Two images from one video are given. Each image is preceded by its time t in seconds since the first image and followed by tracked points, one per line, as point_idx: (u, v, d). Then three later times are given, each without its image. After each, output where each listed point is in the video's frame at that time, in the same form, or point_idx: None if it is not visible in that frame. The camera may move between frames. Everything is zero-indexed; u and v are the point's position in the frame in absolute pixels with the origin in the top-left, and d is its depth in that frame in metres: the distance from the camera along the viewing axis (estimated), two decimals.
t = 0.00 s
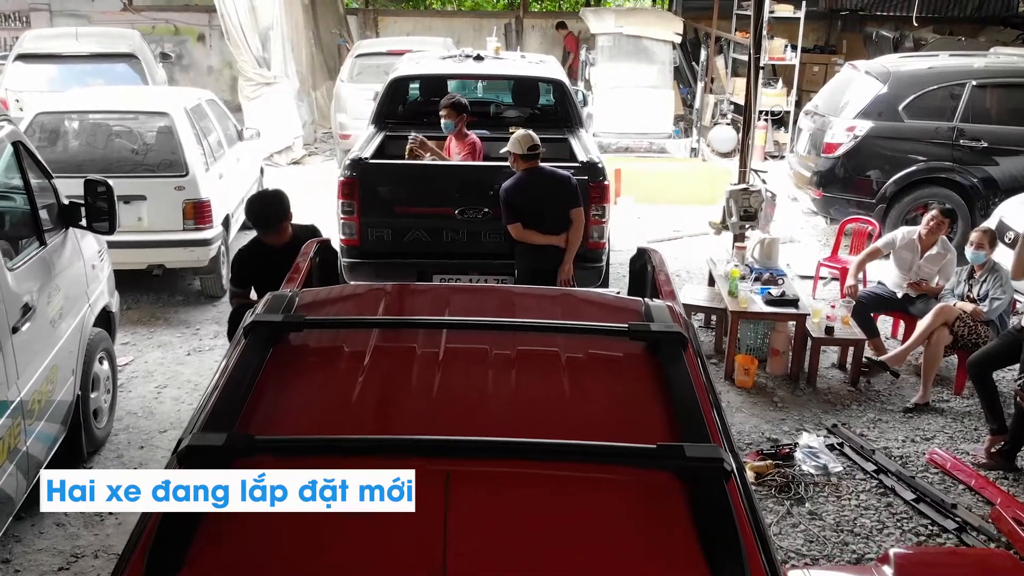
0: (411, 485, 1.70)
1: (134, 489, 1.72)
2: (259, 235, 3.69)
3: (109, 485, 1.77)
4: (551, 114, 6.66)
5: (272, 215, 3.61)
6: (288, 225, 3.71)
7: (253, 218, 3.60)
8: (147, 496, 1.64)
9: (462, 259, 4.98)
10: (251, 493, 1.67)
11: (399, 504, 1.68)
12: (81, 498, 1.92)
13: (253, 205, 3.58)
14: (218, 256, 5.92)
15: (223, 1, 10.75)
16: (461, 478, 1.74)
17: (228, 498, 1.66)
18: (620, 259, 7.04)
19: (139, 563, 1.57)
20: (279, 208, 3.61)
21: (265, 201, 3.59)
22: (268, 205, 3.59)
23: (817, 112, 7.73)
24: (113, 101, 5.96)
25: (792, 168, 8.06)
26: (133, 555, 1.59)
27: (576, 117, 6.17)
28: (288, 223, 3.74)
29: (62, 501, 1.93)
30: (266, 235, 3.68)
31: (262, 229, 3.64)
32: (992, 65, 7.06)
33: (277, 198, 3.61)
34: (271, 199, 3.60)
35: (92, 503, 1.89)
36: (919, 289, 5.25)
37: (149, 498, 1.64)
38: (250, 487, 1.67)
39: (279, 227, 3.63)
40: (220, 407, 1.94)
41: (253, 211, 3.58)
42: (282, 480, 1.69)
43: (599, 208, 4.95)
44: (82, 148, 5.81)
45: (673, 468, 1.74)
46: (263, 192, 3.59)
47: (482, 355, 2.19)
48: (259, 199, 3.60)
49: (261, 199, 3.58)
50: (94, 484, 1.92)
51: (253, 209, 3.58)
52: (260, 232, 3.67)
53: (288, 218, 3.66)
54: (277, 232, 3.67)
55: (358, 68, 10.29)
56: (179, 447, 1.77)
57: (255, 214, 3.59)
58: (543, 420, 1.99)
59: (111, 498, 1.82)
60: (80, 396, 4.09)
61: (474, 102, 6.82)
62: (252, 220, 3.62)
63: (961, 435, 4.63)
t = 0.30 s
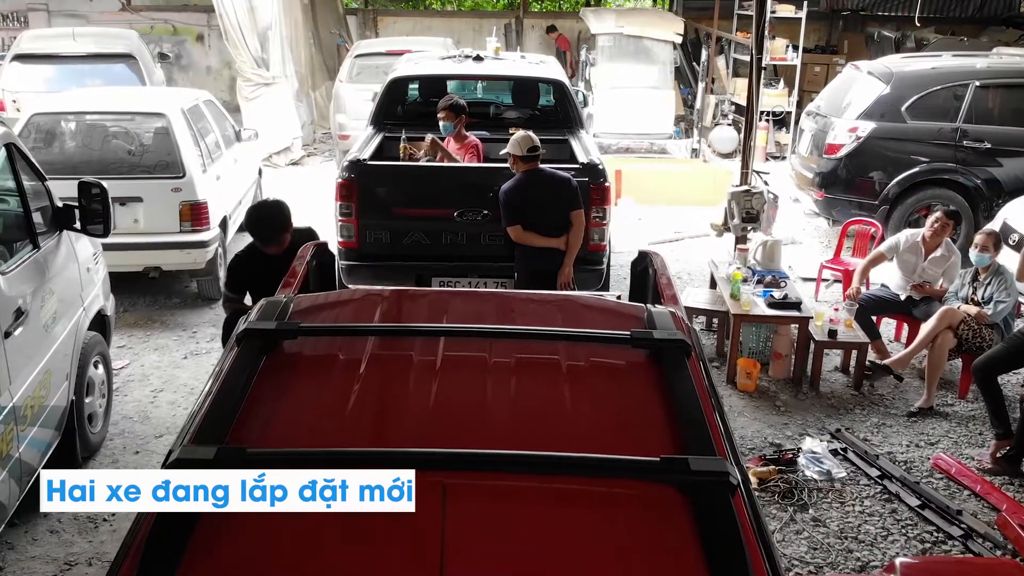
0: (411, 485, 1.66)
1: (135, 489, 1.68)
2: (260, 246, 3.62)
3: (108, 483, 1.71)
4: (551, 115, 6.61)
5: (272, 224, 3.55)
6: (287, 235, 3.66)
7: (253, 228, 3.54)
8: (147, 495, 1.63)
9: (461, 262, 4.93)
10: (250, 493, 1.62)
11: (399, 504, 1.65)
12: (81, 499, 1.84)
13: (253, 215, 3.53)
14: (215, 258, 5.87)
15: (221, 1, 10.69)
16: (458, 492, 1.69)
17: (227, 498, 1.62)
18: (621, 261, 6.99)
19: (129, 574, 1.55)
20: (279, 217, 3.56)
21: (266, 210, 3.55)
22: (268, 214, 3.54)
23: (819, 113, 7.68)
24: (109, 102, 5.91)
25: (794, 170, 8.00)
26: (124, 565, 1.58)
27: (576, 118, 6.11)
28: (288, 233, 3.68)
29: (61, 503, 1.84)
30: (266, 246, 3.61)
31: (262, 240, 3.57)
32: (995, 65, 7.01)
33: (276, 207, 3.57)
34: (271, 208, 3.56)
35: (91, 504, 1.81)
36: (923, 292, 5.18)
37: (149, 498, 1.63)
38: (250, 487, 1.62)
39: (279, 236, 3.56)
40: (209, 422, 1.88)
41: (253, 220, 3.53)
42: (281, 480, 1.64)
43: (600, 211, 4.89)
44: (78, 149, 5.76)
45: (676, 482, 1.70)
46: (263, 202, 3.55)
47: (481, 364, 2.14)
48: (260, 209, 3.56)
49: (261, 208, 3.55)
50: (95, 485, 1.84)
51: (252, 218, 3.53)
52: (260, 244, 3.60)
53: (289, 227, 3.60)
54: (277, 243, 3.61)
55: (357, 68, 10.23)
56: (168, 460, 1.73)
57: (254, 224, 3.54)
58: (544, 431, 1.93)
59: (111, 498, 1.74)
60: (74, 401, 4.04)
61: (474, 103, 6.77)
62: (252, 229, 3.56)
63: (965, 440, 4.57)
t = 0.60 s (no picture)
0: (411, 485, 1.63)
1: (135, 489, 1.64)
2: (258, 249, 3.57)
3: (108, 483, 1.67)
4: (551, 116, 6.55)
5: (269, 226, 3.50)
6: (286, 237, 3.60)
7: (251, 228, 3.49)
8: (148, 495, 1.61)
9: (460, 264, 4.87)
10: (250, 492, 1.61)
11: (399, 504, 1.62)
12: (82, 499, 1.82)
13: (252, 214, 3.49)
14: (212, 260, 5.81)
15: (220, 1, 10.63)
16: (454, 510, 1.64)
17: (227, 498, 1.61)
18: (621, 262, 6.93)
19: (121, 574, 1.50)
20: (276, 219, 3.50)
21: (264, 212, 3.49)
22: (265, 215, 3.49)
23: (821, 114, 7.63)
24: (106, 102, 5.86)
25: (795, 170, 7.95)
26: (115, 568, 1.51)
27: (576, 119, 6.06)
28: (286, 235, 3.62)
29: (62, 502, 1.83)
30: (265, 248, 3.56)
31: (259, 241, 3.52)
32: (998, 66, 6.95)
33: (275, 208, 3.51)
34: (269, 209, 3.49)
35: (91, 504, 1.78)
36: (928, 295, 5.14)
37: (149, 498, 1.60)
38: (250, 487, 1.61)
39: (276, 238, 3.50)
40: (196, 436, 1.83)
41: (251, 219, 3.49)
42: (281, 479, 1.62)
43: (601, 213, 4.84)
44: (74, 151, 5.70)
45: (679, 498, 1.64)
46: (262, 203, 3.49)
47: (479, 374, 2.08)
48: (258, 209, 3.50)
49: (259, 209, 3.49)
50: (95, 485, 1.81)
51: (250, 218, 3.49)
52: (258, 245, 3.55)
53: (287, 229, 3.54)
54: (275, 245, 3.56)
55: (356, 68, 10.18)
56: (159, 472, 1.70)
57: (253, 225, 3.49)
58: (544, 443, 1.88)
59: (110, 498, 1.70)
60: (68, 406, 3.99)
61: (473, 103, 6.71)
62: (249, 231, 3.51)
63: (970, 445, 4.52)
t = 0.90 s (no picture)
0: (411, 485, 1.62)
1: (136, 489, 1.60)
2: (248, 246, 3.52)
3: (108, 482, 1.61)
4: (551, 117, 6.49)
5: (262, 224, 3.46)
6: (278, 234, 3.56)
7: (242, 225, 3.44)
8: (147, 495, 1.59)
9: (458, 269, 4.82)
10: (250, 493, 1.61)
11: (399, 504, 1.60)
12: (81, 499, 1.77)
13: (244, 211, 3.44)
14: (208, 263, 5.76)
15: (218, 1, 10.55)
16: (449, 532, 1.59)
17: (227, 498, 1.61)
18: (622, 265, 6.88)
19: None
20: (269, 216, 3.46)
21: (256, 208, 3.44)
22: (258, 212, 3.44)
23: (823, 115, 7.58)
24: (102, 104, 5.80)
25: (797, 172, 7.90)
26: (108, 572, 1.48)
27: (576, 120, 6.00)
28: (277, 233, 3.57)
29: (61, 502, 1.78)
30: (256, 245, 3.51)
31: (251, 237, 3.47)
32: (1001, 67, 6.90)
33: (268, 205, 3.46)
34: (261, 206, 3.45)
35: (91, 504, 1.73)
36: (931, 299, 5.09)
37: (149, 499, 1.59)
38: (250, 487, 1.61)
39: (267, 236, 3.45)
40: (184, 450, 1.78)
41: (242, 216, 3.43)
42: (282, 480, 1.63)
43: (601, 216, 4.78)
44: (68, 153, 5.64)
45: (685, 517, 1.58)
46: (255, 199, 3.45)
47: (476, 385, 2.03)
48: (250, 207, 3.45)
49: (252, 205, 3.44)
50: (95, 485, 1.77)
51: (242, 215, 3.44)
52: (249, 242, 3.50)
53: (279, 227, 3.49)
54: (266, 243, 3.51)
55: (355, 69, 10.12)
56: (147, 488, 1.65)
57: (245, 222, 3.44)
58: (543, 457, 1.82)
59: (110, 498, 1.64)
60: (61, 413, 3.93)
61: (473, 105, 6.65)
62: (240, 227, 3.46)
63: (975, 451, 4.47)
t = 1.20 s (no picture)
0: (410, 486, 1.64)
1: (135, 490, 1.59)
2: (236, 243, 3.39)
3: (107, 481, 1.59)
4: (551, 119, 6.42)
5: (251, 221, 3.33)
6: (268, 230, 3.43)
7: (231, 223, 3.31)
8: (147, 495, 1.58)
9: (457, 274, 4.75)
10: (250, 493, 1.60)
11: (399, 505, 1.60)
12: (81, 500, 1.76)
13: (233, 209, 3.30)
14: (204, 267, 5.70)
15: (215, 1, 10.46)
16: (441, 560, 1.52)
17: (227, 498, 1.59)
18: (622, 268, 6.82)
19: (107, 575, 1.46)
20: (259, 214, 3.33)
21: (246, 205, 3.30)
22: (248, 210, 3.31)
23: (825, 117, 7.52)
24: (97, 106, 5.74)
25: (799, 174, 7.83)
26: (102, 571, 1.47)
27: (576, 123, 5.94)
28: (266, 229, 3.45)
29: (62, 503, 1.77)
30: (244, 242, 3.39)
31: (240, 234, 3.34)
32: (1005, 69, 6.83)
33: (258, 202, 3.32)
34: (251, 204, 3.31)
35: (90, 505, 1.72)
36: (935, 304, 5.04)
37: (149, 499, 1.58)
38: (250, 487, 1.61)
39: (258, 233, 3.35)
40: (171, 463, 1.72)
41: (232, 214, 3.30)
42: (282, 481, 1.62)
43: (601, 220, 4.72)
44: (62, 155, 5.58)
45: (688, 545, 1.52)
46: (244, 196, 3.29)
47: (473, 401, 1.96)
48: (240, 204, 3.30)
49: (242, 202, 3.29)
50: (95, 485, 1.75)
51: (232, 213, 3.30)
52: (237, 238, 3.38)
53: (269, 224, 3.38)
54: (255, 239, 3.39)
55: (354, 70, 10.06)
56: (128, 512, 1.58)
57: (234, 220, 3.31)
58: (541, 478, 1.75)
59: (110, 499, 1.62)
60: (53, 421, 3.87)
61: (472, 107, 6.59)
62: (230, 225, 3.32)
63: (980, 458, 4.40)
